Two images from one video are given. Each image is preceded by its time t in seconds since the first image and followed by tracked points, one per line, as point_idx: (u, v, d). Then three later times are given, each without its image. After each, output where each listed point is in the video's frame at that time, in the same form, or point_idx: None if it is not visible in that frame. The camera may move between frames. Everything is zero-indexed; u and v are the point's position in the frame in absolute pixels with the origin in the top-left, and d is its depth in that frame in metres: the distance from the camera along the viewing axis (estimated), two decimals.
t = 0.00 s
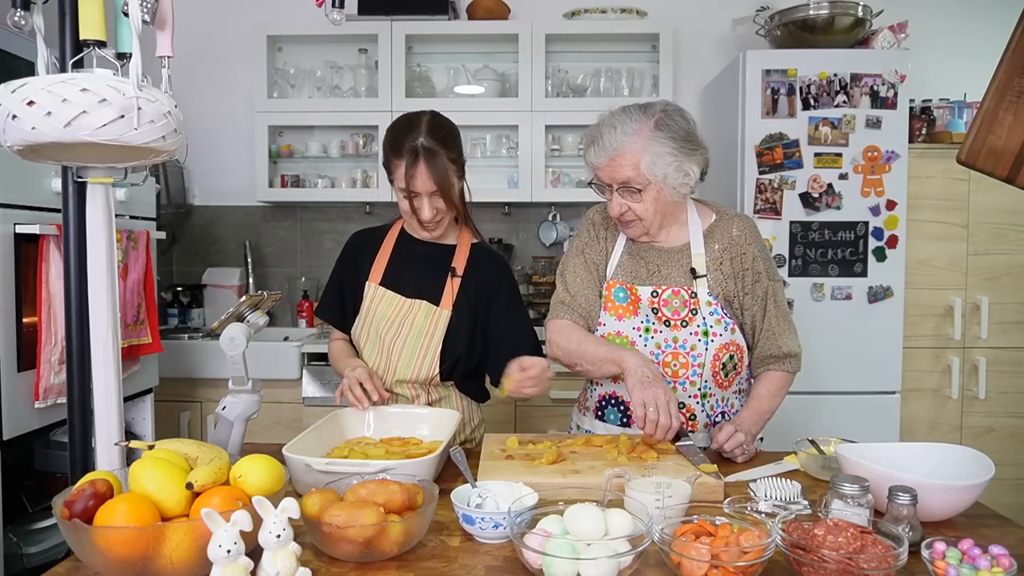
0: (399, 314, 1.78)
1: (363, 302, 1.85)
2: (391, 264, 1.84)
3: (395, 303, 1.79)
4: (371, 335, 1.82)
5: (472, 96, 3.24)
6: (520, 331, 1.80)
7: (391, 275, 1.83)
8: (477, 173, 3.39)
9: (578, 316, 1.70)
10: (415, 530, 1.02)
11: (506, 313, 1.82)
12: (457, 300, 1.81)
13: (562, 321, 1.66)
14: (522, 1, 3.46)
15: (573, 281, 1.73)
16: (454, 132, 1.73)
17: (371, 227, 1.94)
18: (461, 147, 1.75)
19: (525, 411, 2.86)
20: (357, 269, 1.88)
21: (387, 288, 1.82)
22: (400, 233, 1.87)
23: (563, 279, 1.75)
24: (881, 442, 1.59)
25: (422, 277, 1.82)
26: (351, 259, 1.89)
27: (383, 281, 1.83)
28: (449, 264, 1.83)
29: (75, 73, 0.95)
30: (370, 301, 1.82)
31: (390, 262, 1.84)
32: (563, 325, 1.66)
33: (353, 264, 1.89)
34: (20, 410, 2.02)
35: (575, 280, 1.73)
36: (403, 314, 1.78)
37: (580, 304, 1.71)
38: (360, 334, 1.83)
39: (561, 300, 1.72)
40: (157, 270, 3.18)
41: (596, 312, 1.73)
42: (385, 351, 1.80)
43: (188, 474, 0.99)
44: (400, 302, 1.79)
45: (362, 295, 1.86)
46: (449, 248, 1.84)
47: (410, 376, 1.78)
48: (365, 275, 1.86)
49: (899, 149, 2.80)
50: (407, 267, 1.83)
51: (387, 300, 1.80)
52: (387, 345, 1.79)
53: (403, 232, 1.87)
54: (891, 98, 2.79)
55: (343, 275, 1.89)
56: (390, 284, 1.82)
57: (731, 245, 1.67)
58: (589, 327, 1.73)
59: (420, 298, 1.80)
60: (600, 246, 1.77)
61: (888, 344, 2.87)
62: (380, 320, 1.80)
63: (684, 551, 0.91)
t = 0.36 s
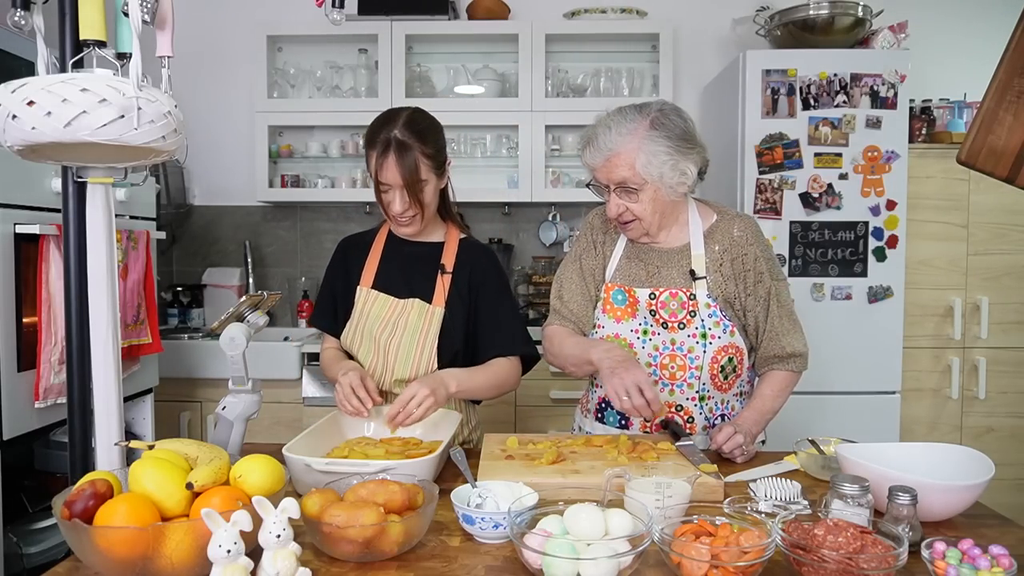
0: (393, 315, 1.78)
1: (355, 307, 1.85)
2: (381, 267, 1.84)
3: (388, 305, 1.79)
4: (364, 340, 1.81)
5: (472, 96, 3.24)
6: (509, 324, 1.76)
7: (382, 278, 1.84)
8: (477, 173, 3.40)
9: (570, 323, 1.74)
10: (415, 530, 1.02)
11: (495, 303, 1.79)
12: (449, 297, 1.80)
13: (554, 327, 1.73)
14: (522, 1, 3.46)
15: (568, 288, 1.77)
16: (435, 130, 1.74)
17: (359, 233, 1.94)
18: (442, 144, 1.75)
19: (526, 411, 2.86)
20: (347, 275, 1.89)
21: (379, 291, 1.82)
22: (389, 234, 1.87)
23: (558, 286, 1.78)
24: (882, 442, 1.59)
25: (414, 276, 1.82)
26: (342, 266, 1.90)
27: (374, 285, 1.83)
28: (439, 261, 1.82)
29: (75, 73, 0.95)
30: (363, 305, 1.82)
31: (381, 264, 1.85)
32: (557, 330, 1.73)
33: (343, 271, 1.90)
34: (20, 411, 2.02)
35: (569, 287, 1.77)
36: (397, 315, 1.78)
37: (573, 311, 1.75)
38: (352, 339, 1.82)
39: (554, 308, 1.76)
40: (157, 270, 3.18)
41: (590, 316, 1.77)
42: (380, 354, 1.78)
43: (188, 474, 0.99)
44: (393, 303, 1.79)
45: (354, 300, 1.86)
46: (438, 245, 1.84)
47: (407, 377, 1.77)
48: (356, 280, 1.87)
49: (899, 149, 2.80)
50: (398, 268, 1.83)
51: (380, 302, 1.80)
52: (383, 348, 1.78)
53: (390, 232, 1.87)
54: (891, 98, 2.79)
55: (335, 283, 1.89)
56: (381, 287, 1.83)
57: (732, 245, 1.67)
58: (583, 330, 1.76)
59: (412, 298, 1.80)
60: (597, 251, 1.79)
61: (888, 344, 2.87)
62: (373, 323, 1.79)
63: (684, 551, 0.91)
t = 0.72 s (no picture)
0: (378, 315, 1.78)
1: (338, 310, 1.83)
2: (363, 266, 1.83)
3: (373, 305, 1.78)
4: (351, 342, 1.80)
5: (472, 96, 3.24)
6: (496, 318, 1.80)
7: (366, 278, 1.82)
8: (477, 173, 3.40)
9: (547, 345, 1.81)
10: (415, 530, 1.02)
11: (482, 296, 1.80)
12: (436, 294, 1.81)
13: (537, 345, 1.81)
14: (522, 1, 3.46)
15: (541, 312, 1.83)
16: (419, 127, 1.73)
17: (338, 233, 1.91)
18: (426, 141, 1.75)
19: (525, 412, 2.86)
20: (329, 277, 1.87)
21: (363, 292, 1.81)
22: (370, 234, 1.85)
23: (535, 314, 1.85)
24: (882, 442, 1.59)
25: (399, 275, 1.82)
26: (323, 269, 1.87)
27: (357, 286, 1.82)
28: (422, 259, 1.82)
29: (75, 73, 0.95)
30: (346, 306, 1.80)
31: (364, 264, 1.83)
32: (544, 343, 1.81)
33: (325, 273, 1.87)
34: (20, 411, 2.02)
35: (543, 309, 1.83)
36: (383, 315, 1.78)
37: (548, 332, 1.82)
38: (339, 342, 1.81)
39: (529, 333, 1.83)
40: (157, 270, 3.18)
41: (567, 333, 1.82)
42: (368, 355, 1.78)
43: (188, 473, 0.99)
44: (377, 303, 1.78)
45: (337, 302, 1.84)
46: (421, 242, 1.84)
47: (398, 377, 1.78)
48: (338, 282, 1.85)
49: (899, 149, 2.80)
50: (381, 268, 1.82)
51: (364, 303, 1.79)
52: (370, 349, 1.78)
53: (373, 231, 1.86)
54: (891, 98, 2.79)
55: (316, 284, 1.87)
56: (365, 288, 1.82)
57: (709, 246, 1.68)
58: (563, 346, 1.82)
59: (397, 297, 1.80)
60: (572, 269, 1.83)
61: (888, 344, 2.87)
62: (359, 324, 1.78)
63: (684, 551, 0.91)
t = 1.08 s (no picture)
0: (374, 316, 1.77)
1: (327, 313, 1.79)
2: (353, 266, 1.82)
3: (367, 305, 1.77)
4: (345, 344, 1.78)
5: (472, 96, 3.24)
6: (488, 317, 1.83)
7: (355, 278, 1.81)
8: (477, 173, 3.40)
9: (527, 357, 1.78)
10: (415, 530, 1.02)
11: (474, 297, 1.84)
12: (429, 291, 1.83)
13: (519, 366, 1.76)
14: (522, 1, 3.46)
15: (517, 324, 1.80)
16: (413, 126, 1.74)
17: (319, 233, 1.87)
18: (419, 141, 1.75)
19: (525, 412, 2.86)
20: (317, 278, 1.83)
21: (353, 292, 1.79)
22: (355, 236, 1.83)
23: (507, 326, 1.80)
24: (881, 442, 1.59)
25: (389, 274, 1.82)
26: (309, 269, 1.83)
27: (347, 286, 1.81)
28: (414, 258, 1.83)
29: (75, 73, 0.95)
30: (337, 307, 1.77)
31: (352, 263, 1.82)
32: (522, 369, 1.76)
33: (312, 274, 1.83)
34: (20, 411, 2.02)
35: (517, 321, 1.80)
36: (378, 315, 1.77)
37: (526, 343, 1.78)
38: (330, 346, 1.77)
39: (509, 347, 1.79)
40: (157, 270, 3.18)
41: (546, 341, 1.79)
42: (365, 357, 1.77)
43: (188, 473, 0.99)
44: (371, 304, 1.78)
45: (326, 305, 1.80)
46: (409, 241, 1.84)
47: (399, 377, 1.79)
48: (326, 283, 1.82)
49: (899, 149, 2.80)
50: (369, 267, 1.81)
51: (358, 304, 1.77)
52: (368, 350, 1.77)
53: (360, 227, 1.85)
54: (891, 98, 2.79)
55: (302, 286, 1.81)
56: (355, 288, 1.80)
57: (665, 250, 1.68)
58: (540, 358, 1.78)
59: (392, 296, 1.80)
60: (535, 283, 1.81)
61: (888, 344, 2.87)
62: (354, 325, 1.76)
63: (684, 551, 0.91)
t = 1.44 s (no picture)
0: (380, 316, 1.77)
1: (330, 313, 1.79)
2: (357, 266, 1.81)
3: (373, 306, 1.78)
4: (352, 346, 1.78)
5: (472, 96, 3.24)
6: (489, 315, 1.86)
7: (358, 278, 1.81)
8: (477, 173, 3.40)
9: (513, 356, 1.75)
10: (415, 530, 1.02)
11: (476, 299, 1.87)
12: (433, 290, 1.84)
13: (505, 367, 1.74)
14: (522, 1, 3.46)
15: (502, 323, 1.77)
16: (421, 126, 1.75)
17: (317, 232, 1.86)
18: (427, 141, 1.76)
19: (525, 412, 2.86)
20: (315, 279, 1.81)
21: (357, 291, 1.79)
22: (356, 233, 1.83)
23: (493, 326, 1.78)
24: (880, 442, 1.59)
25: (390, 274, 1.82)
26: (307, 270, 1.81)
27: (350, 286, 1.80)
28: (417, 257, 1.84)
29: (75, 73, 0.95)
30: (342, 306, 1.78)
31: (353, 263, 1.81)
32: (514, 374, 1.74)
33: (310, 275, 1.81)
34: (20, 411, 2.02)
35: (504, 320, 1.77)
36: (385, 316, 1.78)
37: (511, 343, 1.75)
38: (335, 347, 1.77)
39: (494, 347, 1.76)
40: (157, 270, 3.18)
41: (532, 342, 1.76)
42: (373, 359, 1.78)
43: (188, 474, 0.99)
44: (377, 304, 1.78)
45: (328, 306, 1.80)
46: (410, 241, 1.84)
47: (408, 377, 1.80)
48: (325, 284, 1.81)
49: (899, 149, 2.80)
50: (370, 267, 1.81)
51: (363, 303, 1.78)
52: (376, 351, 1.78)
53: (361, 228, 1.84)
54: (891, 98, 2.79)
55: (300, 287, 1.80)
56: (359, 287, 1.80)
57: (651, 252, 1.68)
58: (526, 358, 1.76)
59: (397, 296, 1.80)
60: (522, 283, 1.79)
61: (888, 344, 2.87)
62: (360, 326, 1.77)
63: (684, 551, 0.91)
